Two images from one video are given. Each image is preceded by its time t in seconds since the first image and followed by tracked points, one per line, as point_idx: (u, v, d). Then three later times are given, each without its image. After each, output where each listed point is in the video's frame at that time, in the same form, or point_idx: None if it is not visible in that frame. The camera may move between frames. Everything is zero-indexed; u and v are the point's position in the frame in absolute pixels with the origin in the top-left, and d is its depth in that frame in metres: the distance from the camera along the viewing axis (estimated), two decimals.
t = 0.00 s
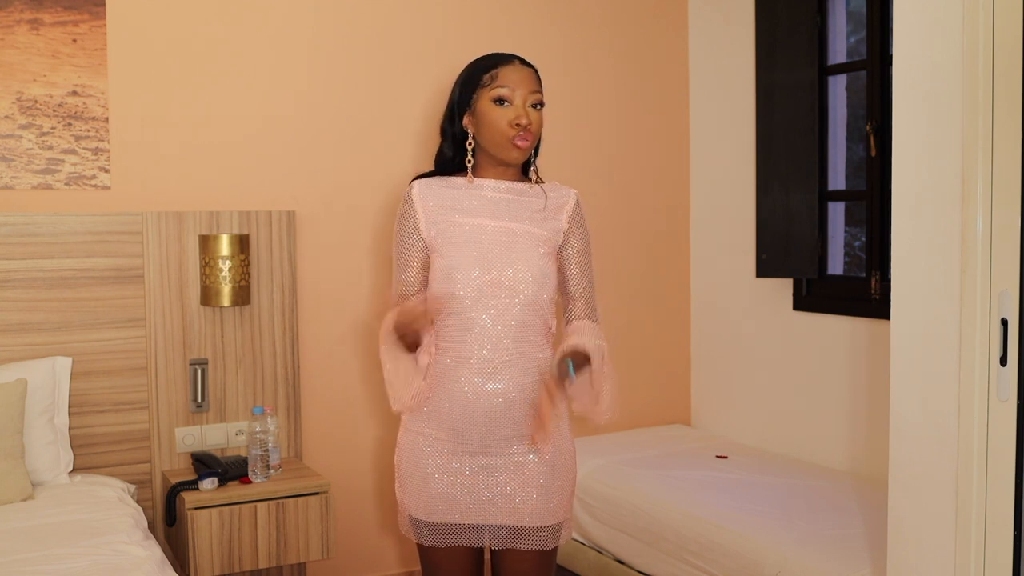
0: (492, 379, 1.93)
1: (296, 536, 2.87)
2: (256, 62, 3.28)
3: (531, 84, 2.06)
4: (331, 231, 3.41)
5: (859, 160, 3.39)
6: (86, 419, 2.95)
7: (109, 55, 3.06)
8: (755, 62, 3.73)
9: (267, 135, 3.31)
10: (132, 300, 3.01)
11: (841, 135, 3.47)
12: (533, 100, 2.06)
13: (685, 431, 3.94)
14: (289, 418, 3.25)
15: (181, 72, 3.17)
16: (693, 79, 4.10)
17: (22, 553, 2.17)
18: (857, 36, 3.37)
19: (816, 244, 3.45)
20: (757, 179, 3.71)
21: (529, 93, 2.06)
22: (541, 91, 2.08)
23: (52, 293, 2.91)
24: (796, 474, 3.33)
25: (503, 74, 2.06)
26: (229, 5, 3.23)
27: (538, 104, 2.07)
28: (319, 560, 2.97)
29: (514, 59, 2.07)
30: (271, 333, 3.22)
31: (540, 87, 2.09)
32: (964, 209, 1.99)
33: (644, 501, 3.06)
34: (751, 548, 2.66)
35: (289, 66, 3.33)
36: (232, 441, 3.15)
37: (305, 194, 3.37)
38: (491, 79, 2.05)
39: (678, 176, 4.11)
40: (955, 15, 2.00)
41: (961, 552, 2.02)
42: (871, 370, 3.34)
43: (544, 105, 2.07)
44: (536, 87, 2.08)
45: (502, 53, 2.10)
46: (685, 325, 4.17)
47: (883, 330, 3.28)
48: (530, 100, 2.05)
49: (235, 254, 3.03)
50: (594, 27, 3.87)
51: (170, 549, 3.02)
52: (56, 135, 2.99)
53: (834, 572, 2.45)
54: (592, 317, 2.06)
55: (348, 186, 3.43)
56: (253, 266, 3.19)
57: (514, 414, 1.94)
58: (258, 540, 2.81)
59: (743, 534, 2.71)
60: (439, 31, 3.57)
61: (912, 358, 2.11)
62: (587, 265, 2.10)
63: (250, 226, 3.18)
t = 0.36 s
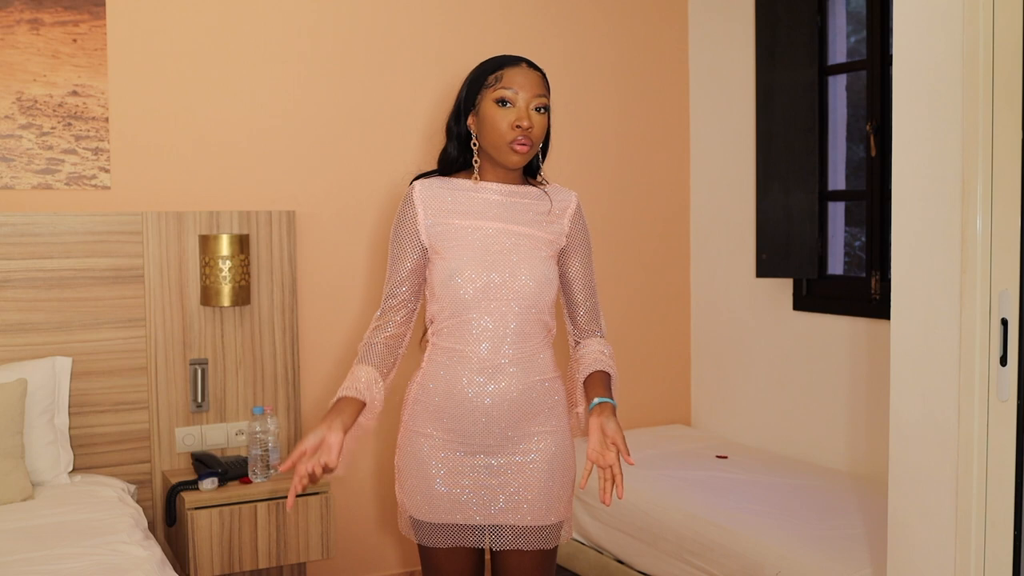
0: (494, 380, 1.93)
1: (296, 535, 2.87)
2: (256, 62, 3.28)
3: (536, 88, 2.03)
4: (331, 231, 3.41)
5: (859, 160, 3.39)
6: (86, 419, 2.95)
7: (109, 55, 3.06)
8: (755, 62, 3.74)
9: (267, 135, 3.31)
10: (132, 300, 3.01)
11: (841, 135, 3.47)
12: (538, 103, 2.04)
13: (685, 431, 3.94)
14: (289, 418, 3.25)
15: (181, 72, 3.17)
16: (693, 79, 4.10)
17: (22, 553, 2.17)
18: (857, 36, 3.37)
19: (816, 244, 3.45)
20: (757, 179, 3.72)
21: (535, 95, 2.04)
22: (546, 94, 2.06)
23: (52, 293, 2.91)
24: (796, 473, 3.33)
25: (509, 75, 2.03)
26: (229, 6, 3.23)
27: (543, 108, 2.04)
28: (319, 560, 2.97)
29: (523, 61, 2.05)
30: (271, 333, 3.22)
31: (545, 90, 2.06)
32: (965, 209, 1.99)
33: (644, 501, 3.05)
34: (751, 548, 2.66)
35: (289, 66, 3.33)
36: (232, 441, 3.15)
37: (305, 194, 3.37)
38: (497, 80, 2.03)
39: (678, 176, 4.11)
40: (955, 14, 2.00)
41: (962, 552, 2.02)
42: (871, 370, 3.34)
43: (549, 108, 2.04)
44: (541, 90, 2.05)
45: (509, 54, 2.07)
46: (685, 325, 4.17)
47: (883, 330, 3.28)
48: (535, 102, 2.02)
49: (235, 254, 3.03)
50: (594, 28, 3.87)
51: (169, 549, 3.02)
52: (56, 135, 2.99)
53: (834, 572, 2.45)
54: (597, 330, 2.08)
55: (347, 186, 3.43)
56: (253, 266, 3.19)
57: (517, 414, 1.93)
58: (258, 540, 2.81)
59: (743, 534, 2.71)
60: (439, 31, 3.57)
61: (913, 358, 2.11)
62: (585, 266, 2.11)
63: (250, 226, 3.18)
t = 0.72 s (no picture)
0: (493, 380, 1.93)
1: (296, 535, 2.87)
2: (256, 62, 3.28)
3: (532, 85, 2.04)
4: (331, 231, 3.41)
5: (859, 160, 3.39)
6: (86, 419, 2.95)
7: (109, 55, 3.06)
8: (755, 62, 3.74)
9: (267, 135, 3.31)
10: (132, 300, 3.01)
11: (841, 135, 3.47)
12: (533, 100, 2.04)
13: (684, 432, 3.94)
14: (289, 418, 3.25)
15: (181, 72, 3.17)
16: (693, 79, 4.10)
17: (22, 553, 2.17)
18: (857, 36, 3.37)
19: (816, 244, 3.45)
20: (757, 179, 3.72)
21: (530, 93, 2.04)
22: (541, 92, 2.06)
23: (52, 293, 2.91)
24: (796, 473, 3.33)
25: (503, 75, 2.03)
26: (229, 6, 3.23)
27: (539, 105, 2.05)
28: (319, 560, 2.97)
29: (517, 59, 2.05)
30: (271, 333, 3.22)
31: (541, 88, 2.06)
32: (965, 210, 1.99)
33: (644, 501, 3.05)
34: (751, 548, 2.66)
35: (289, 66, 3.33)
36: (232, 441, 3.14)
37: (305, 194, 3.37)
38: (492, 80, 2.04)
39: (678, 176, 4.11)
40: (955, 14, 2.00)
41: (962, 552, 2.02)
42: (871, 370, 3.34)
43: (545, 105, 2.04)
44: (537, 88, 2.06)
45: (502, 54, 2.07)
46: (685, 325, 4.17)
47: (883, 330, 3.28)
48: (531, 100, 2.03)
49: (235, 254, 3.03)
50: (594, 27, 3.87)
51: (169, 549, 3.02)
52: (56, 135, 2.99)
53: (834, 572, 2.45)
54: (601, 330, 2.06)
55: (347, 186, 3.43)
56: (253, 266, 3.19)
57: (516, 414, 1.93)
58: (258, 540, 2.81)
59: (743, 534, 2.72)
60: (439, 31, 3.57)
61: (913, 359, 2.11)
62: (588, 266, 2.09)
63: (250, 226, 3.18)
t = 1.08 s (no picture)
0: (494, 380, 1.92)
1: (296, 535, 2.87)
2: (256, 62, 3.28)
3: (521, 76, 2.06)
4: (331, 231, 3.41)
5: (859, 160, 3.39)
6: (86, 419, 2.95)
7: (109, 55, 3.06)
8: (755, 62, 3.74)
9: (267, 135, 3.31)
10: (132, 300, 3.01)
11: (841, 135, 3.47)
12: (524, 90, 2.06)
13: (684, 432, 3.94)
14: (289, 418, 3.25)
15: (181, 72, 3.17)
16: (693, 79, 4.10)
17: (21, 553, 2.17)
18: (857, 36, 3.37)
19: (816, 244, 3.45)
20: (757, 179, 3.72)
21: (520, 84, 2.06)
22: (533, 82, 2.08)
23: (52, 293, 2.90)
24: (796, 473, 3.33)
25: (493, 67, 2.07)
26: (229, 6, 3.23)
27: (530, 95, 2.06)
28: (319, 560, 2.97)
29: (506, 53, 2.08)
30: (271, 333, 3.22)
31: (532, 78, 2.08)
32: (965, 210, 1.99)
33: (644, 501, 3.05)
34: (751, 548, 2.66)
35: (289, 66, 3.33)
36: (232, 441, 3.14)
37: (305, 194, 3.37)
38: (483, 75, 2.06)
39: (678, 176, 4.11)
40: (955, 14, 2.00)
41: (962, 552, 2.02)
42: (871, 370, 3.34)
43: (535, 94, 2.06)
44: (528, 78, 2.08)
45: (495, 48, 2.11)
46: (685, 325, 4.17)
47: (883, 331, 3.28)
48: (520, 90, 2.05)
49: (235, 254, 3.03)
50: (594, 28, 3.87)
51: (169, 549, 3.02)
52: (56, 135, 2.99)
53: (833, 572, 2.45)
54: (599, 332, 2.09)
55: (347, 186, 3.43)
56: (253, 266, 3.19)
57: (517, 414, 1.93)
58: (258, 540, 2.81)
59: (743, 533, 2.72)
60: (439, 31, 3.57)
61: (913, 359, 2.11)
62: (588, 266, 2.11)
63: (250, 226, 3.18)
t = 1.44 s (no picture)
0: (494, 380, 1.93)
1: (296, 535, 2.87)
2: (256, 62, 3.28)
3: (520, 84, 2.06)
4: (331, 231, 3.41)
5: (859, 160, 3.39)
6: (86, 419, 2.95)
7: (109, 55, 3.06)
8: (755, 62, 3.73)
9: (267, 135, 3.31)
10: (132, 300, 3.01)
11: (841, 135, 3.47)
12: (522, 100, 2.06)
13: (684, 432, 3.94)
14: (289, 418, 3.25)
15: (180, 72, 3.17)
16: (693, 79, 4.10)
17: (21, 553, 2.16)
18: (857, 36, 3.37)
19: (815, 244, 3.45)
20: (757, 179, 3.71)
21: (518, 92, 2.06)
22: (532, 91, 2.07)
23: (52, 293, 2.90)
24: (796, 473, 3.33)
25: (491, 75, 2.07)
26: (229, 5, 3.23)
27: (528, 103, 2.07)
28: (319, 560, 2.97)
29: (506, 58, 2.07)
30: (271, 333, 3.22)
31: (532, 85, 2.08)
32: (965, 210, 1.99)
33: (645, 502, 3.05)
34: (750, 548, 2.66)
35: (289, 66, 3.33)
36: (232, 441, 3.14)
37: (304, 194, 3.37)
38: (483, 81, 2.06)
39: (678, 176, 4.11)
40: (955, 13, 2.00)
41: (962, 551, 2.03)
42: (871, 370, 3.35)
43: (533, 102, 2.06)
44: (527, 87, 2.07)
45: (497, 52, 2.09)
46: (684, 325, 4.17)
47: (883, 330, 3.28)
48: (517, 99, 2.05)
49: (235, 254, 3.03)
50: (594, 28, 3.87)
51: (169, 549, 3.02)
52: (56, 135, 2.99)
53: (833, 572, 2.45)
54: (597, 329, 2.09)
55: (347, 186, 3.43)
56: (253, 266, 3.19)
57: (517, 413, 1.93)
58: (257, 540, 2.81)
59: (743, 533, 2.72)
60: (439, 31, 3.57)
61: (912, 358, 2.11)
62: (588, 266, 2.11)
63: (250, 226, 3.18)
